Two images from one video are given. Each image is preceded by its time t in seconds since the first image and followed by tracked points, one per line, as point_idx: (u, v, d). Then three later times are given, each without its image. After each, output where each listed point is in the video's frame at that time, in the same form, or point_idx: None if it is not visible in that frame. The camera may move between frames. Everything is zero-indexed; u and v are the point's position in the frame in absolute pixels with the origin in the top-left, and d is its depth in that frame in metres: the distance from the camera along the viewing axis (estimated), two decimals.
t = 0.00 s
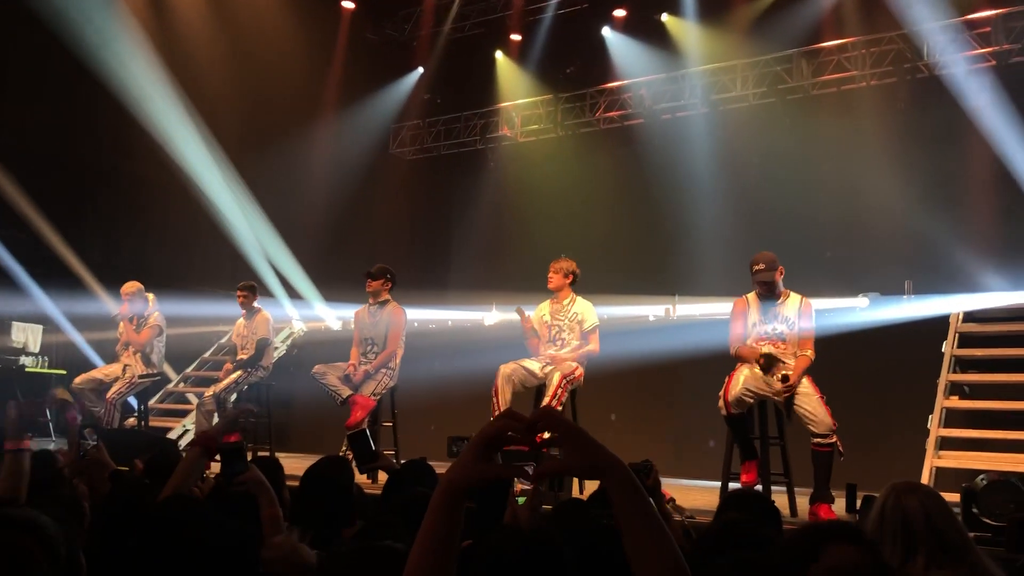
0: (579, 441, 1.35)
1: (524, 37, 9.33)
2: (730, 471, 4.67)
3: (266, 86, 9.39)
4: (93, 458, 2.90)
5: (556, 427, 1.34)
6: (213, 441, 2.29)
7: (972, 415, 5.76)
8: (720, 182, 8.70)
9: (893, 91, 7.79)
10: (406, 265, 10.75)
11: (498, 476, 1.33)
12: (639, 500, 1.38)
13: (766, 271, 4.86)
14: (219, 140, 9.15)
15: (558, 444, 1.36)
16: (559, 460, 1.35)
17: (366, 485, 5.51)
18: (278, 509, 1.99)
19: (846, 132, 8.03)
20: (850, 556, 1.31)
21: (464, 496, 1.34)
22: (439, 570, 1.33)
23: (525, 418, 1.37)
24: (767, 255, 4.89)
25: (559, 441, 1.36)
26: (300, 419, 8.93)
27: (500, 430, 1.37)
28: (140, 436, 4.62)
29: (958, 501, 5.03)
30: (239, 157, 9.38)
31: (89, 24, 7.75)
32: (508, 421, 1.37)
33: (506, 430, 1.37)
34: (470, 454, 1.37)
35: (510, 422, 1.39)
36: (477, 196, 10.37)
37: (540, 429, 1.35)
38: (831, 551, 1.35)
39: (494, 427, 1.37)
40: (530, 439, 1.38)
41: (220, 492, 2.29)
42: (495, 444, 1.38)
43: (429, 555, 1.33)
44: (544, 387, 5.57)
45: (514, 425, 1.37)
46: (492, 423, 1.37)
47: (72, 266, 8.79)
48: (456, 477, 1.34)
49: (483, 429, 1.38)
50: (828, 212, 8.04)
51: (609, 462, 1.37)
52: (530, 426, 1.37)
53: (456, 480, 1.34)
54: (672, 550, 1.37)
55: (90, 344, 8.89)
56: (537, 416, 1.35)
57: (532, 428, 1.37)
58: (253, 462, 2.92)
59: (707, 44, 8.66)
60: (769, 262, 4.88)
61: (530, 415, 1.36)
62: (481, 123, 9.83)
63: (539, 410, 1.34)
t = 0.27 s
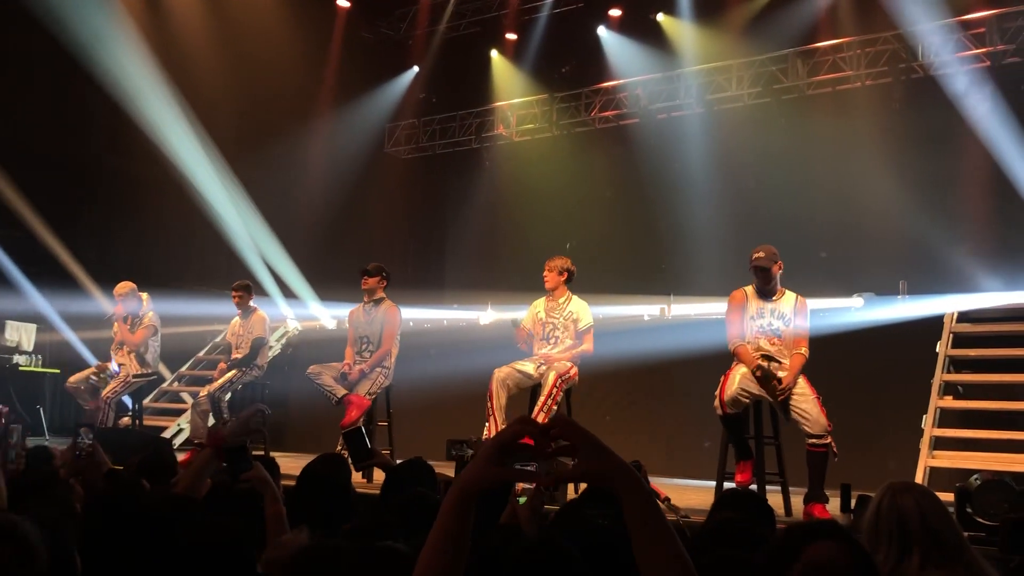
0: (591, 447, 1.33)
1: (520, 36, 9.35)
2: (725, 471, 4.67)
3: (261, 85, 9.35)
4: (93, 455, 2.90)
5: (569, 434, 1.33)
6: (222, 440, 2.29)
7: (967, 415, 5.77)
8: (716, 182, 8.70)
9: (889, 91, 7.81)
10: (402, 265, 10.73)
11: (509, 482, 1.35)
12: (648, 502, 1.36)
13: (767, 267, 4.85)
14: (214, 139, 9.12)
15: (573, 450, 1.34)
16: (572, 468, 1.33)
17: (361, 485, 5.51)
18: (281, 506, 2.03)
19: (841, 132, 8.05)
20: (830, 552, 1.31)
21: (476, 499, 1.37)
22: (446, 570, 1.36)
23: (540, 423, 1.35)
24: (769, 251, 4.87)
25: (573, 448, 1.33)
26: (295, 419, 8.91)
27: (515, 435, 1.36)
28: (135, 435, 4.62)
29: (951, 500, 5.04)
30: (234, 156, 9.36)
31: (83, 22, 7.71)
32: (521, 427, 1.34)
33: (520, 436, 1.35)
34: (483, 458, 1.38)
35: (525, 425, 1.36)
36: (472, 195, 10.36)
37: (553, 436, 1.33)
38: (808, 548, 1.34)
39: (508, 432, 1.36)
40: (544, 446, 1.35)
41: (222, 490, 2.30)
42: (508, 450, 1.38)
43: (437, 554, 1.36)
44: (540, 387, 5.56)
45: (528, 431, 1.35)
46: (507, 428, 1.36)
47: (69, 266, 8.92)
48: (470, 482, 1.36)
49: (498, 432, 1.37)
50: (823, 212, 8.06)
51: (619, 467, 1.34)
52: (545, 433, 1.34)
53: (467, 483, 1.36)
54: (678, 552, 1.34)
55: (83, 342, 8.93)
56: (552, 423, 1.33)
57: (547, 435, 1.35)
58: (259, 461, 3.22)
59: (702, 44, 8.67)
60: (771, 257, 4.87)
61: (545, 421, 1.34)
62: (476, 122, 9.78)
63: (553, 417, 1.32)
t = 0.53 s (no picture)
0: (610, 448, 1.33)
1: (516, 35, 9.30)
2: (722, 470, 4.66)
3: (256, 84, 9.31)
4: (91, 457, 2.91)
5: (591, 435, 1.32)
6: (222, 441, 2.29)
7: (963, 413, 5.78)
8: (712, 181, 8.70)
9: (885, 89, 7.81)
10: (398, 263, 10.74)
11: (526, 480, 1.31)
12: (660, 505, 1.35)
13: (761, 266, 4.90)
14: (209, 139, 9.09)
15: (591, 451, 1.33)
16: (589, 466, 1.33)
17: (358, 484, 5.50)
18: (281, 501, 2.00)
19: (838, 129, 8.05)
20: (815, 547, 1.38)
21: (487, 496, 1.32)
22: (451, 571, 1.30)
23: (561, 424, 1.33)
24: (765, 250, 4.92)
25: (591, 448, 1.33)
26: (291, 418, 8.90)
27: (533, 433, 1.34)
28: (130, 434, 4.60)
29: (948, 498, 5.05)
30: (229, 155, 9.33)
31: (77, 20, 7.67)
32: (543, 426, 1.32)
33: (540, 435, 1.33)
34: (500, 451, 1.33)
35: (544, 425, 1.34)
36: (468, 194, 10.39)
37: (574, 435, 1.31)
38: (792, 540, 1.42)
39: (528, 429, 1.33)
40: (563, 448, 1.33)
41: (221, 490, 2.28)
42: (525, 447, 1.34)
43: (440, 553, 1.31)
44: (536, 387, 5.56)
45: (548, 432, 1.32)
46: (526, 424, 1.33)
47: (64, 267, 8.71)
48: (485, 477, 1.32)
49: (516, 430, 1.34)
50: (820, 210, 8.07)
51: (635, 469, 1.34)
52: (564, 433, 1.32)
53: (483, 475, 1.32)
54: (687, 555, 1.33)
55: (80, 343, 8.60)
56: (572, 423, 1.32)
57: (567, 435, 1.32)
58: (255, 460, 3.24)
59: (698, 43, 8.66)
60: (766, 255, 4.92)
61: (565, 422, 1.32)
62: (473, 122, 9.83)
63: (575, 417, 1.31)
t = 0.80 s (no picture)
0: (601, 446, 1.32)
1: (513, 33, 9.39)
2: (720, 467, 4.65)
3: (253, 83, 9.32)
4: (82, 454, 2.88)
5: (582, 433, 1.31)
6: (217, 441, 2.30)
7: (961, 409, 5.78)
8: (710, 179, 8.70)
9: (882, 86, 7.82)
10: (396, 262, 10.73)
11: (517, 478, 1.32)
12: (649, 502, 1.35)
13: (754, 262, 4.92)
14: (207, 138, 9.09)
15: (582, 449, 1.32)
16: (580, 464, 1.31)
17: (356, 484, 5.49)
18: (280, 498, 2.02)
19: (835, 126, 8.05)
20: (805, 543, 1.40)
21: (479, 495, 1.33)
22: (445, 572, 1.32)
23: (551, 422, 1.32)
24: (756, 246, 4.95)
25: (583, 446, 1.31)
26: (289, 418, 8.88)
27: (524, 431, 1.33)
28: (128, 434, 4.59)
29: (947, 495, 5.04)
30: (226, 154, 9.29)
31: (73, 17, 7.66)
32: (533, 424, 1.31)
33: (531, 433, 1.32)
34: (492, 449, 1.34)
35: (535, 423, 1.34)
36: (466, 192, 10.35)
37: (564, 433, 1.32)
38: (779, 537, 1.44)
39: (518, 427, 1.33)
40: (553, 446, 1.32)
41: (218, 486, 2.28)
42: (516, 445, 1.34)
43: (432, 554, 1.32)
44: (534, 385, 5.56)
45: (539, 430, 1.32)
46: (517, 423, 1.34)
47: (61, 267, 8.67)
48: (477, 477, 1.33)
49: (508, 428, 1.34)
50: (818, 208, 8.07)
51: (626, 467, 1.32)
52: (555, 431, 1.32)
53: (475, 475, 1.32)
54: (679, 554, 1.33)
55: (77, 342, 8.69)
56: (563, 421, 1.31)
57: (556, 434, 1.32)
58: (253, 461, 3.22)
59: (695, 41, 8.68)
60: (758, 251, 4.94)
61: (556, 420, 1.32)
62: (470, 120, 9.79)
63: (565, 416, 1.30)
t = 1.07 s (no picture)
0: (574, 450, 1.38)
1: (509, 32, 9.38)
2: (717, 465, 4.68)
3: (250, 83, 9.32)
4: (78, 455, 2.87)
5: (554, 439, 1.39)
6: (212, 440, 2.28)
7: (957, 407, 5.80)
8: (707, 177, 8.70)
9: (877, 85, 7.86)
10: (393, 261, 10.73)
11: (497, 479, 1.36)
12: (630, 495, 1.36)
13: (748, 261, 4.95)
14: (203, 138, 9.08)
15: (556, 454, 1.39)
16: (555, 467, 1.37)
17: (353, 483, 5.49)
18: (276, 497, 2.08)
19: (831, 125, 8.07)
20: (788, 544, 1.50)
21: (463, 495, 1.36)
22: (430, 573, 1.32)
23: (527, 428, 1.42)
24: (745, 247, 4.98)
25: (557, 451, 1.38)
26: (287, 417, 8.88)
27: (501, 438, 1.40)
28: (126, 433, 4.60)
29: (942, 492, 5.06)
30: (223, 154, 9.30)
31: (68, 18, 7.64)
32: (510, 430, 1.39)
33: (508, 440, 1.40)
34: (472, 454, 1.41)
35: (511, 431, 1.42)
36: (463, 192, 10.34)
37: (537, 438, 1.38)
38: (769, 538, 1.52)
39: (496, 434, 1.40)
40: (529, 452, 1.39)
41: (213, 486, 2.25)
42: (494, 451, 1.41)
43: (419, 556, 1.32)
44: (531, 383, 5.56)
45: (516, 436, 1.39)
46: (495, 429, 1.41)
47: (56, 265, 8.76)
48: (462, 478, 1.36)
49: (485, 436, 1.40)
50: (814, 206, 8.09)
51: (601, 469, 1.37)
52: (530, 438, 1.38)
53: (454, 483, 1.35)
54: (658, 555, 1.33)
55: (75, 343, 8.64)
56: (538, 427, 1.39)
57: (532, 440, 1.44)
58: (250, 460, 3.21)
59: (692, 40, 8.69)
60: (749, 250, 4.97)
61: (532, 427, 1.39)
62: (467, 120, 9.79)
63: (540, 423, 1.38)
